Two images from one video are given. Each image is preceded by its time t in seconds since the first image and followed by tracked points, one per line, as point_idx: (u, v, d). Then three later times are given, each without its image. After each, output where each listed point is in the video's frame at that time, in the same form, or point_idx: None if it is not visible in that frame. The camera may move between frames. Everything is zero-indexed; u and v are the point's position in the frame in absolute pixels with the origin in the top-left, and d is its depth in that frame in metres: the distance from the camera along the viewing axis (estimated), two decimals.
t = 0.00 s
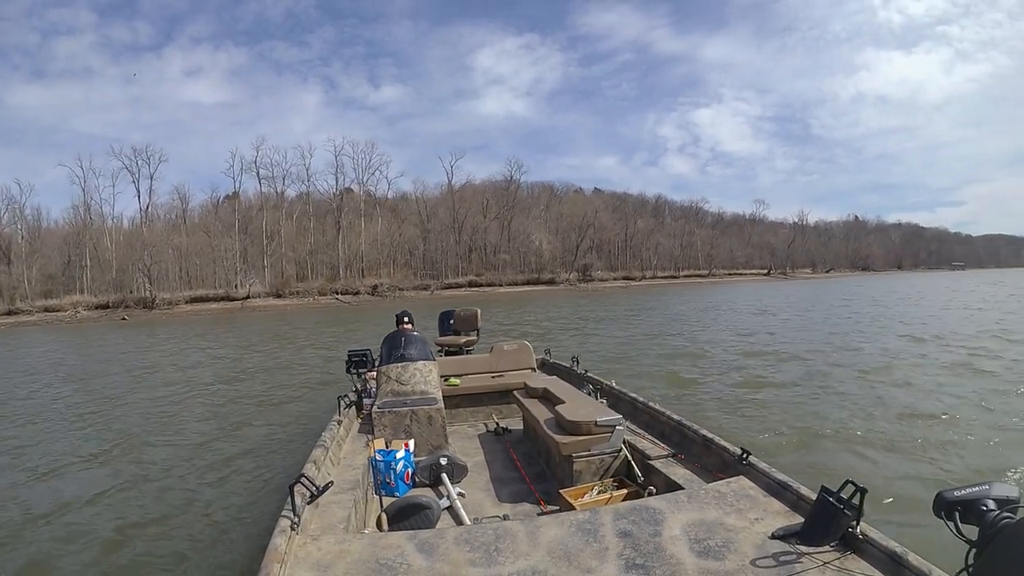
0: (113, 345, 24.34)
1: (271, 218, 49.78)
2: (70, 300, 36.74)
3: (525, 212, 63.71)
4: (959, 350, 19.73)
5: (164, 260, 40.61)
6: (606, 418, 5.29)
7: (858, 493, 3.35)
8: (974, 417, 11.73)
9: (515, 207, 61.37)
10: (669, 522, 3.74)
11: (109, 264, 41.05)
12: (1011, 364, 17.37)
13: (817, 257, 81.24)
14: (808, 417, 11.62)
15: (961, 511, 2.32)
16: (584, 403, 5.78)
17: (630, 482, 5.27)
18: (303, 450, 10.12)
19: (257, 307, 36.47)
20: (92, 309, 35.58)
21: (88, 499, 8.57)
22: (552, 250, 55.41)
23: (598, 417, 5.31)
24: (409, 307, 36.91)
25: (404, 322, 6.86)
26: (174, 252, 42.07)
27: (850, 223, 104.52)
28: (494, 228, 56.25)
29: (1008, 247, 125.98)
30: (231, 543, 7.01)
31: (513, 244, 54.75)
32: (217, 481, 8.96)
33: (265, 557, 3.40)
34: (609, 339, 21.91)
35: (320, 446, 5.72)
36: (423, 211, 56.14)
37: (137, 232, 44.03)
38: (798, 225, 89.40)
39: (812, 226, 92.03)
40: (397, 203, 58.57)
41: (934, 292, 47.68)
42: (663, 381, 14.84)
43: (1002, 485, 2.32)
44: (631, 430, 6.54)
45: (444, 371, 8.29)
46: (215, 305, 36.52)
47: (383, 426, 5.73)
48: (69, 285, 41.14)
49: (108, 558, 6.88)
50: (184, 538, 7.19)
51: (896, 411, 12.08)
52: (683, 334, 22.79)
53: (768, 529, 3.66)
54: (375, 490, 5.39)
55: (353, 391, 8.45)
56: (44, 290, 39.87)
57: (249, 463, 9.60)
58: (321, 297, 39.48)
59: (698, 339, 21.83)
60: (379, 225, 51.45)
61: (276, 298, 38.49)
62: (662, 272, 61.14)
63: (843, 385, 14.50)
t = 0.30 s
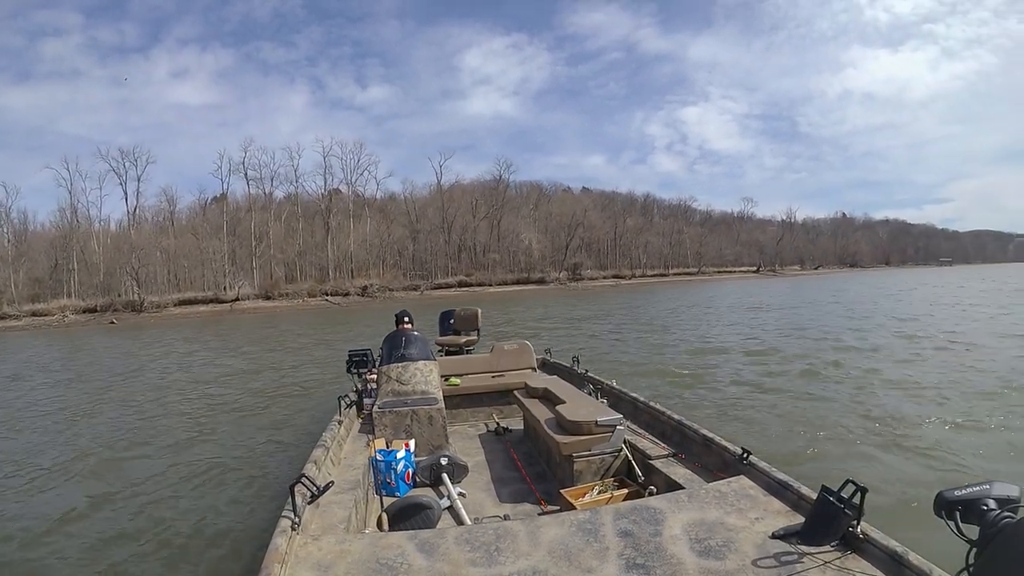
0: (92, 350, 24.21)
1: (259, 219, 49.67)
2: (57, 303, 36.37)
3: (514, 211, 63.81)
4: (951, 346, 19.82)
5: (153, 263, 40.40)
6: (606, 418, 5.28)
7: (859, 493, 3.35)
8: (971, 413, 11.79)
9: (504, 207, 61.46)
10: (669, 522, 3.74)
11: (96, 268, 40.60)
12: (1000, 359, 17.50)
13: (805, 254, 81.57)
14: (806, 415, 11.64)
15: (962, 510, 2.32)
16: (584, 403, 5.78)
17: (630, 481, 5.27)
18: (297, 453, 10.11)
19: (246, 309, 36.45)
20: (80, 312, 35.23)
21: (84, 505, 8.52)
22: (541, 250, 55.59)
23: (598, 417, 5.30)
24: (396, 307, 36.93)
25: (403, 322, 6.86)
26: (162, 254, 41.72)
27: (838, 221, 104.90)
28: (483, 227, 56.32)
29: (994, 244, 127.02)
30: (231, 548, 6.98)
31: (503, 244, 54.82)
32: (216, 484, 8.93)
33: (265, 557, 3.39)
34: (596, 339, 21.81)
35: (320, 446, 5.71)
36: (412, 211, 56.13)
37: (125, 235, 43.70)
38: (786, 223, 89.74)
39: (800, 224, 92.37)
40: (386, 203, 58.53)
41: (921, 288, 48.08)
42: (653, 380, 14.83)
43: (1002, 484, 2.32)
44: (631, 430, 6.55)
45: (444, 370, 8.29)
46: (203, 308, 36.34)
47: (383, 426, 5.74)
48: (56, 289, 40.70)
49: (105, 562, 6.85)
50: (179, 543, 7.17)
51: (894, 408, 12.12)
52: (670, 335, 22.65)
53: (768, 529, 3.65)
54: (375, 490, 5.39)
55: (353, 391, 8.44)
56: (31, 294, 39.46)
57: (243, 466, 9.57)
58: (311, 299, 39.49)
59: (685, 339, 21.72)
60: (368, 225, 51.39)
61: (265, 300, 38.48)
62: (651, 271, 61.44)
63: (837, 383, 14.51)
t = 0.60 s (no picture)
0: (70, 353, 24.05)
1: (247, 220, 49.47)
2: (44, 304, 35.96)
3: (503, 210, 63.85)
4: (939, 343, 19.95)
5: (141, 264, 40.13)
6: (607, 417, 5.28)
7: (859, 492, 3.35)
8: (967, 411, 11.84)
9: (493, 206, 61.52)
10: (669, 521, 3.74)
11: (84, 269, 40.40)
12: (988, 355, 17.64)
13: (793, 252, 81.92)
14: (803, 414, 11.65)
15: (962, 510, 2.32)
16: (583, 402, 5.78)
17: (630, 481, 5.27)
18: (289, 454, 10.09)
19: (236, 310, 36.40)
20: (67, 314, 34.81)
21: (80, 508, 8.48)
22: (531, 249, 55.72)
23: (598, 417, 5.30)
24: (385, 307, 36.96)
25: (403, 322, 6.86)
26: (150, 255, 41.50)
27: (826, 219, 105.35)
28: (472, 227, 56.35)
29: (981, 242, 128.06)
30: (230, 549, 6.96)
31: (493, 243, 54.92)
32: (212, 485, 8.91)
33: (265, 557, 3.39)
34: (583, 338, 21.79)
35: (321, 446, 5.71)
36: (401, 211, 56.15)
37: (112, 235, 43.32)
38: (774, 221, 90.16)
39: (788, 223, 92.72)
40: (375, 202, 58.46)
41: (908, 286, 48.48)
42: (644, 380, 14.81)
43: (1003, 483, 2.32)
44: (632, 429, 6.54)
45: (444, 370, 8.29)
46: (191, 309, 36.13)
47: (384, 426, 5.74)
48: (43, 291, 40.26)
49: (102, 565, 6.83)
50: (173, 546, 7.14)
51: (890, 406, 12.17)
52: (658, 334, 22.64)
53: (768, 528, 3.65)
54: (376, 490, 5.39)
55: (353, 391, 8.44)
56: (18, 297, 39.03)
57: (237, 468, 9.54)
58: (300, 299, 39.39)
59: (672, 338, 21.67)
60: (357, 225, 51.27)
61: (254, 301, 38.37)
62: (641, 270, 61.65)
63: (832, 381, 14.53)
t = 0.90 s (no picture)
0: (47, 356, 23.82)
1: (236, 221, 49.32)
2: (31, 305, 35.38)
3: (494, 212, 64.03)
4: (926, 344, 20.06)
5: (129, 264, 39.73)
6: (606, 418, 5.28)
7: (858, 492, 3.36)
8: (964, 411, 11.87)
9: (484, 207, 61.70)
10: (669, 522, 3.74)
11: (72, 270, 40.09)
12: (978, 355, 17.77)
13: (782, 254, 82.32)
14: (800, 415, 11.67)
15: (961, 510, 2.32)
16: (584, 403, 5.79)
17: (630, 482, 5.27)
18: (278, 458, 10.02)
19: (225, 311, 36.31)
20: (55, 316, 34.12)
21: (74, 510, 8.40)
22: (521, 251, 55.97)
23: (598, 418, 5.30)
24: (373, 309, 37.00)
25: (402, 324, 6.86)
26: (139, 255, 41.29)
27: (814, 221, 105.88)
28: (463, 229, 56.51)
29: (967, 244, 129.15)
30: (226, 550, 6.92)
31: (483, 245, 55.12)
32: (206, 487, 8.86)
33: (265, 558, 3.39)
34: (572, 339, 21.72)
35: (320, 447, 5.72)
36: (391, 212, 56.40)
37: (100, 236, 42.88)
38: (762, 223, 90.57)
39: (777, 225, 93.21)
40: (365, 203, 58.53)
41: (894, 287, 49.02)
42: (635, 381, 14.79)
43: (1001, 484, 2.33)
44: (631, 430, 6.55)
45: (444, 371, 8.30)
46: (180, 310, 35.96)
47: (383, 427, 5.74)
48: (30, 292, 39.74)
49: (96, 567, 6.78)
50: (167, 547, 7.10)
51: (885, 407, 12.21)
52: (645, 336, 22.55)
53: (768, 529, 3.65)
54: (376, 491, 5.39)
55: (353, 392, 8.44)
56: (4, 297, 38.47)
57: (227, 471, 9.48)
58: (290, 301, 39.31)
59: (659, 339, 21.63)
60: (347, 226, 51.28)
61: (244, 302, 38.22)
62: (631, 271, 61.93)
63: (828, 382, 14.53)
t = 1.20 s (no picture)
0: (28, 358, 23.72)
1: (227, 222, 49.24)
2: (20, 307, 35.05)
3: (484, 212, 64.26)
4: (915, 342, 20.16)
5: (119, 265, 39.41)
6: (606, 418, 5.27)
7: (859, 492, 3.36)
8: (962, 410, 11.89)
9: (474, 208, 61.93)
10: (669, 521, 3.75)
11: (60, 270, 39.47)
12: (970, 354, 17.86)
13: (773, 254, 82.69)
14: (798, 414, 11.69)
15: (963, 511, 2.32)
16: (584, 403, 5.79)
17: (630, 481, 5.27)
18: (266, 459, 9.98)
19: (216, 313, 36.14)
20: (43, 317, 33.91)
21: (70, 513, 8.31)
22: (512, 251, 56.25)
23: (598, 417, 5.30)
24: (363, 310, 37.04)
25: (401, 324, 6.86)
26: (128, 255, 40.66)
27: (804, 221, 106.35)
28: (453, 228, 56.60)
29: (955, 242, 129.93)
30: (226, 552, 6.89)
31: (473, 245, 55.31)
32: (202, 490, 8.81)
33: (265, 558, 3.39)
34: (563, 340, 21.66)
35: (321, 446, 5.72)
36: (381, 212, 55.97)
37: (90, 236, 42.49)
38: (752, 223, 90.90)
39: (767, 225, 93.63)
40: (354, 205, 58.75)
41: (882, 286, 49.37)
42: (629, 381, 14.77)
43: (1002, 484, 2.33)
44: (631, 430, 6.55)
45: (444, 371, 8.30)
46: (171, 312, 35.79)
47: (384, 427, 5.74)
48: (19, 292, 39.28)
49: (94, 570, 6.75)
50: (165, 549, 7.07)
51: (883, 406, 12.22)
52: (635, 336, 22.48)
53: (769, 529, 3.65)
54: (376, 490, 5.38)
55: (354, 391, 8.44)
56: None
57: (220, 473, 9.44)
58: (281, 302, 39.28)
59: (649, 340, 21.56)
60: (337, 227, 51.47)
61: (234, 303, 38.15)
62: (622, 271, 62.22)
63: (825, 381, 14.53)
